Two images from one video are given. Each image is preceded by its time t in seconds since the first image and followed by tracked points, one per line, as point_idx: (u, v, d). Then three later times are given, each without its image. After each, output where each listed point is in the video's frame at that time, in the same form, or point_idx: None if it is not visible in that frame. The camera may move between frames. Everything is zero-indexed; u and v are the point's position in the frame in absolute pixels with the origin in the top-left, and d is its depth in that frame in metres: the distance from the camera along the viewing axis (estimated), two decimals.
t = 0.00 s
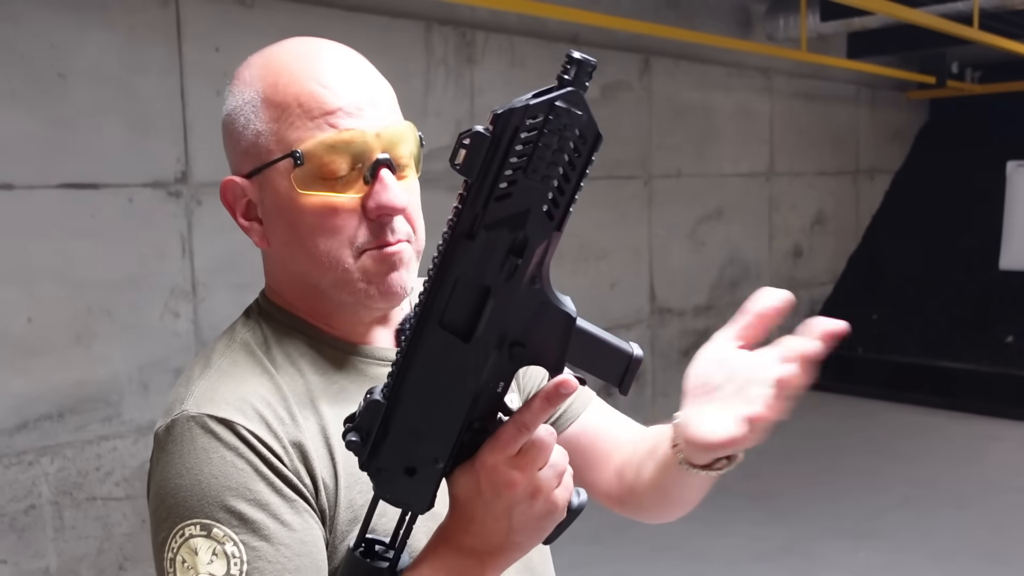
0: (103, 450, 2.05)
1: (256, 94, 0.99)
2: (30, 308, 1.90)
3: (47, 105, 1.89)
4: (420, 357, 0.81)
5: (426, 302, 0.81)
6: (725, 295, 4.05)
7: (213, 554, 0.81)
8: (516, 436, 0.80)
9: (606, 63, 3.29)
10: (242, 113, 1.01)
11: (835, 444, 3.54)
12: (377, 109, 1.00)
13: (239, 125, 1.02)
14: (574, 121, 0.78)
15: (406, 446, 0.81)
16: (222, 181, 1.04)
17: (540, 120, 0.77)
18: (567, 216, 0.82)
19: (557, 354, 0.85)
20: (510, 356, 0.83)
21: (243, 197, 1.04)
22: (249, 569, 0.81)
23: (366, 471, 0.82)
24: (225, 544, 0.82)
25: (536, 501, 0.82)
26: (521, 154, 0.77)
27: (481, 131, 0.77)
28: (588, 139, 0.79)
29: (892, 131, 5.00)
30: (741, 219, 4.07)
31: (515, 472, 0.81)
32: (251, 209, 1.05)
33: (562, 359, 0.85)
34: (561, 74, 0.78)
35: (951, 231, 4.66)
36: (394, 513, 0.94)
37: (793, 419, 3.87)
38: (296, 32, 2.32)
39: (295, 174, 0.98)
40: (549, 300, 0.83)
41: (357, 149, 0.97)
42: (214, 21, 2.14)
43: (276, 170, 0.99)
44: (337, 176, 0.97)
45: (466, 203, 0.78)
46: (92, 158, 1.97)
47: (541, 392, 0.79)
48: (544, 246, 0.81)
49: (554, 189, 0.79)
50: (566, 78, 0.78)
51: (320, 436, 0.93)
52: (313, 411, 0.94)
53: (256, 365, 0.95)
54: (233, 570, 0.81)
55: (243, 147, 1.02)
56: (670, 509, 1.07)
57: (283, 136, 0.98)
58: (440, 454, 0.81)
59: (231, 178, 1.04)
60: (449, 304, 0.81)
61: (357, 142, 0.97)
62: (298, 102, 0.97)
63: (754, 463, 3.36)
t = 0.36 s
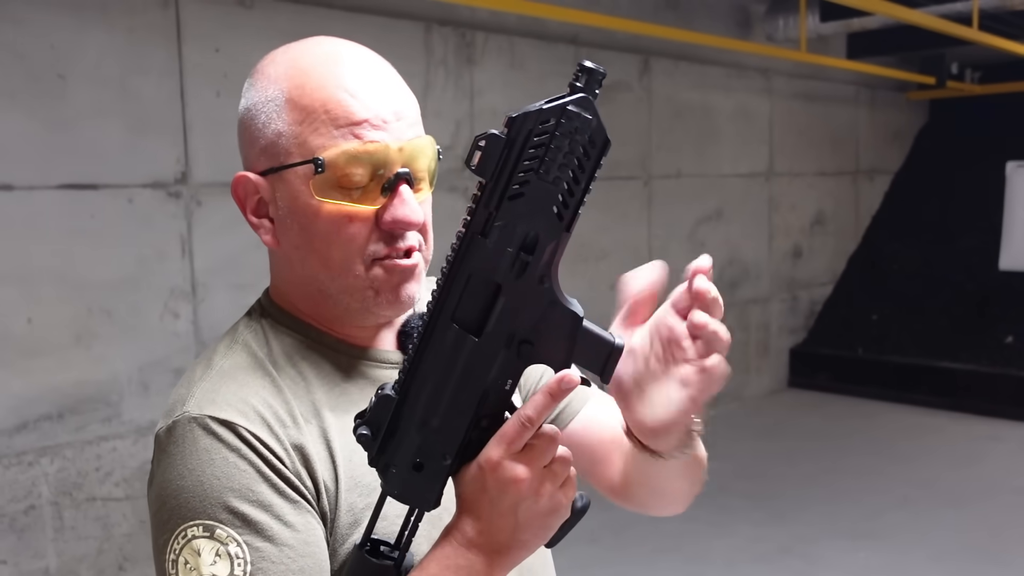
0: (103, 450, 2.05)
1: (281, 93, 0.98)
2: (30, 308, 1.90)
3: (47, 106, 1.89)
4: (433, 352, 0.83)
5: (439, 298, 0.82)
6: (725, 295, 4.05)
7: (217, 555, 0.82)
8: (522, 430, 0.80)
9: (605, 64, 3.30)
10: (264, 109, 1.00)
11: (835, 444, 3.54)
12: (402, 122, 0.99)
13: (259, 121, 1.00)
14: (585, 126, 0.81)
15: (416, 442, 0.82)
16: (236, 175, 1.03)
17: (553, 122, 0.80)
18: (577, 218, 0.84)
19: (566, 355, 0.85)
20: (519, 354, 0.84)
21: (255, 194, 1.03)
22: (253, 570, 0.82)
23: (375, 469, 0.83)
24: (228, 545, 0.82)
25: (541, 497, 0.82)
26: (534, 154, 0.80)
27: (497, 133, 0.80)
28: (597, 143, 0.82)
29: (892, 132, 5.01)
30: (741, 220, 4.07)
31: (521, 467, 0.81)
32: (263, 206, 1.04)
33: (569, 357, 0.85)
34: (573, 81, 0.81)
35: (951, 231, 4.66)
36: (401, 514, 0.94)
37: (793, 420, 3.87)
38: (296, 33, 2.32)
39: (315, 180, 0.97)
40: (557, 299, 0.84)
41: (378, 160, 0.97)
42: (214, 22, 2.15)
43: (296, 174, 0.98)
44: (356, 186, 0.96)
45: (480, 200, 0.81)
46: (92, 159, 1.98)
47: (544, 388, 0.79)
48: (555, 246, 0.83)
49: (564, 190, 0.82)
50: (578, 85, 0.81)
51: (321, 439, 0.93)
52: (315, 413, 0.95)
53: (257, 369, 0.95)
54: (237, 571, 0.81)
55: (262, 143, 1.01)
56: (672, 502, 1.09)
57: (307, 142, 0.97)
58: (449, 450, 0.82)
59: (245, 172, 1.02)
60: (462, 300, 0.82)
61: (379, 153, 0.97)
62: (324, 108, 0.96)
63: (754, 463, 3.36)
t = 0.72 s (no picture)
0: (102, 451, 2.05)
1: (295, 106, 0.96)
2: (30, 309, 1.90)
3: (46, 106, 1.89)
4: (433, 363, 0.84)
5: (441, 309, 0.84)
6: (725, 295, 4.06)
7: (217, 556, 0.82)
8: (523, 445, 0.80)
9: (605, 64, 3.30)
10: (278, 123, 0.98)
11: (835, 445, 3.55)
12: (417, 148, 0.99)
13: (271, 134, 0.98)
14: (593, 135, 0.83)
15: (417, 452, 0.84)
16: (244, 182, 1.02)
17: (559, 134, 0.81)
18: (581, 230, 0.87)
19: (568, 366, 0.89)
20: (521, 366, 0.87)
21: (263, 202, 1.03)
22: (252, 572, 0.82)
23: (375, 476, 0.85)
24: (229, 546, 0.82)
25: (539, 512, 0.83)
26: (541, 165, 0.81)
27: (503, 142, 0.81)
28: (604, 156, 0.85)
29: (892, 132, 5.01)
30: (741, 220, 4.07)
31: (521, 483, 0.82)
32: (269, 214, 1.03)
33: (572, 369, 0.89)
34: (581, 91, 0.83)
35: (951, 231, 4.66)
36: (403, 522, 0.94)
37: (793, 420, 3.87)
38: (296, 32, 2.32)
39: (323, 205, 0.96)
40: (562, 312, 0.88)
41: (388, 188, 0.96)
42: (214, 21, 2.15)
43: (305, 193, 0.97)
44: (366, 211, 0.96)
45: (485, 212, 0.82)
46: (91, 159, 1.98)
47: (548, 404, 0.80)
48: (560, 258, 0.86)
49: (570, 203, 0.84)
50: (586, 95, 0.83)
51: (323, 442, 0.94)
52: (318, 417, 0.95)
53: (262, 368, 0.95)
54: (237, 573, 0.81)
55: (272, 156, 0.99)
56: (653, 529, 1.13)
57: (318, 162, 0.96)
58: (449, 463, 0.84)
59: (255, 180, 1.02)
60: (464, 312, 0.84)
61: (390, 181, 0.96)
62: (337, 129, 0.95)
63: (753, 463, 3.37)
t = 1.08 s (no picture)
0: (101, 450, 2.04)
1: (221, 117, 0.98)
2: (29, 309, 1.90)
3: (46, 106, 1.89)
4: (465, 342, 0.93)
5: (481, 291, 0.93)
6: (725, 296, 4.06)
7: (211, 560, 0.84)
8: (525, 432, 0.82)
9: (605, 64, 3.30)
10: (213, 135, 1.00)
11: (834, 444, 3.55)
12: (347, 115, 0.99)
13: (213, 149, 1.01)
14: (630, 136, 0.88)
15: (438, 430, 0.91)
16: (206, 210, 1.05)
17: (597, 134, 0.88)
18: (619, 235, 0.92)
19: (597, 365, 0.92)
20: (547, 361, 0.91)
21: (229, 222, 1.05)
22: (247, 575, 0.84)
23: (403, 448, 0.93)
24: (222, 550, 0.84)
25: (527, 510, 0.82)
26: (577, 162, 0.89)
27: (550, 142, 0.91)
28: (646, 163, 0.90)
29: (892, 132, 5.01)
30: (740, 220, 4.08)
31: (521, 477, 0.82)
32: (238, 233, 1.05)
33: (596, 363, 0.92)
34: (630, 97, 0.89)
35: (950, 231, 4.66)
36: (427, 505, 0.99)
37: (792, 420, 3.87)
38: (296, 33, 2.32)
39: (272, 199, 0.98)
40: (587, 310, 0.92)
41: (329, 163, 0.97)
42: (214, 21, 2.15)
43: (255, 197, 0.99)
44: (317, 193, 0.97)
45: (529, 205, 0.92)
46: (91, 159, 1.98)
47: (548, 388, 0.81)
48: (589, 255, 0.90)
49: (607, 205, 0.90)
50: (635, 101, 0.89)
51: (315, 442, 0.93)
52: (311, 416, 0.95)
53: (253, 371, 0.96)
54: None
55: (221, 171, 1.01)
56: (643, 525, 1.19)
57: (257, 160, 0.97)
58: (466, 439, 0.90)
59: (215, 205, 1.04)
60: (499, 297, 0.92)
61: (329, 155, 0.97)
62: (264, 121, 0.96)
63: (753, 463, 3.37)
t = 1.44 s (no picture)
0: (101, 450, 2.04)
1: (215, 142, 0.96)
2: (28, 309, 1.90)
3: (46, 105, 1.89)
4: (499, 357, 1.00)
5: (519, 311, 1.01)
6: (725, 295, 4.06)
7: (206, 566, 0.85)
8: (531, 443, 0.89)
9: (605, 63, 3.30)
10: (211, 156, 0.98)
11: (834, 444, 3.55)
12: (354, 143, 0.98)
13: (208, 169, 0.99)
14: (672, 175, 0.94)
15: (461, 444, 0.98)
16: (202, 232, 1.04)
17: (643, 172, 0.95)
18: (654, 268, 0.98)
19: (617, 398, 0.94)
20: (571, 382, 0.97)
21: (226, 243, 1.04)
22: None
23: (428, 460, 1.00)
24: (218, 556, 0.86)
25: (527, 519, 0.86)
26: (620, 199, 0.96)
27: (597, 183, 1.00)
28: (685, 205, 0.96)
29: (892, 132, 5.01)
30: (740, 220, 4.08)
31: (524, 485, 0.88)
32: (236, 254, 1.05)
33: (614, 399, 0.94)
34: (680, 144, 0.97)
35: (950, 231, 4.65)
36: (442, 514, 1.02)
37: (792, 420, 3.87)
38: (296, 31, 2.32)
39: (279, 232, 0.97)
40: (613, 341, 0.96)
41: (337, 195, 0.97)
42: (214, 21, 2.15)
43: (258, 228, 0.99)
44: (325, 226, 0.97)
45: (573, 235, 1.00)
46: (91, 159, 1.98)
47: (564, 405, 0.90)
48: (622, 286, 0.96)
49: (644, 241, 0.96)
50: (681, 148, 0.96)
51: (313, 447, 0.94)
52: (309, 422, 0.96)
53: (251, 374, 0.97)
54: None
55: (220, 196, 1.00)
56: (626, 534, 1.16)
57: (262, 192, 0.97)
58: (485, 447, 0.97)
59: (210, 229, 1.03)
60: (533, 320, 0.99)
61: (336, 187, 0.96)
62: (265, 153, 0.94)
63: (753, 463, 3.37)
